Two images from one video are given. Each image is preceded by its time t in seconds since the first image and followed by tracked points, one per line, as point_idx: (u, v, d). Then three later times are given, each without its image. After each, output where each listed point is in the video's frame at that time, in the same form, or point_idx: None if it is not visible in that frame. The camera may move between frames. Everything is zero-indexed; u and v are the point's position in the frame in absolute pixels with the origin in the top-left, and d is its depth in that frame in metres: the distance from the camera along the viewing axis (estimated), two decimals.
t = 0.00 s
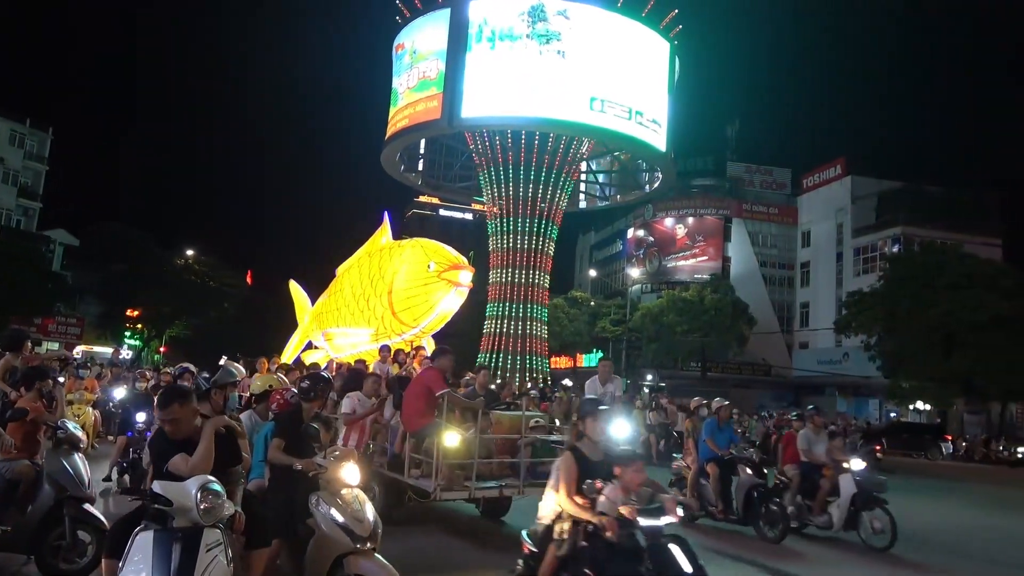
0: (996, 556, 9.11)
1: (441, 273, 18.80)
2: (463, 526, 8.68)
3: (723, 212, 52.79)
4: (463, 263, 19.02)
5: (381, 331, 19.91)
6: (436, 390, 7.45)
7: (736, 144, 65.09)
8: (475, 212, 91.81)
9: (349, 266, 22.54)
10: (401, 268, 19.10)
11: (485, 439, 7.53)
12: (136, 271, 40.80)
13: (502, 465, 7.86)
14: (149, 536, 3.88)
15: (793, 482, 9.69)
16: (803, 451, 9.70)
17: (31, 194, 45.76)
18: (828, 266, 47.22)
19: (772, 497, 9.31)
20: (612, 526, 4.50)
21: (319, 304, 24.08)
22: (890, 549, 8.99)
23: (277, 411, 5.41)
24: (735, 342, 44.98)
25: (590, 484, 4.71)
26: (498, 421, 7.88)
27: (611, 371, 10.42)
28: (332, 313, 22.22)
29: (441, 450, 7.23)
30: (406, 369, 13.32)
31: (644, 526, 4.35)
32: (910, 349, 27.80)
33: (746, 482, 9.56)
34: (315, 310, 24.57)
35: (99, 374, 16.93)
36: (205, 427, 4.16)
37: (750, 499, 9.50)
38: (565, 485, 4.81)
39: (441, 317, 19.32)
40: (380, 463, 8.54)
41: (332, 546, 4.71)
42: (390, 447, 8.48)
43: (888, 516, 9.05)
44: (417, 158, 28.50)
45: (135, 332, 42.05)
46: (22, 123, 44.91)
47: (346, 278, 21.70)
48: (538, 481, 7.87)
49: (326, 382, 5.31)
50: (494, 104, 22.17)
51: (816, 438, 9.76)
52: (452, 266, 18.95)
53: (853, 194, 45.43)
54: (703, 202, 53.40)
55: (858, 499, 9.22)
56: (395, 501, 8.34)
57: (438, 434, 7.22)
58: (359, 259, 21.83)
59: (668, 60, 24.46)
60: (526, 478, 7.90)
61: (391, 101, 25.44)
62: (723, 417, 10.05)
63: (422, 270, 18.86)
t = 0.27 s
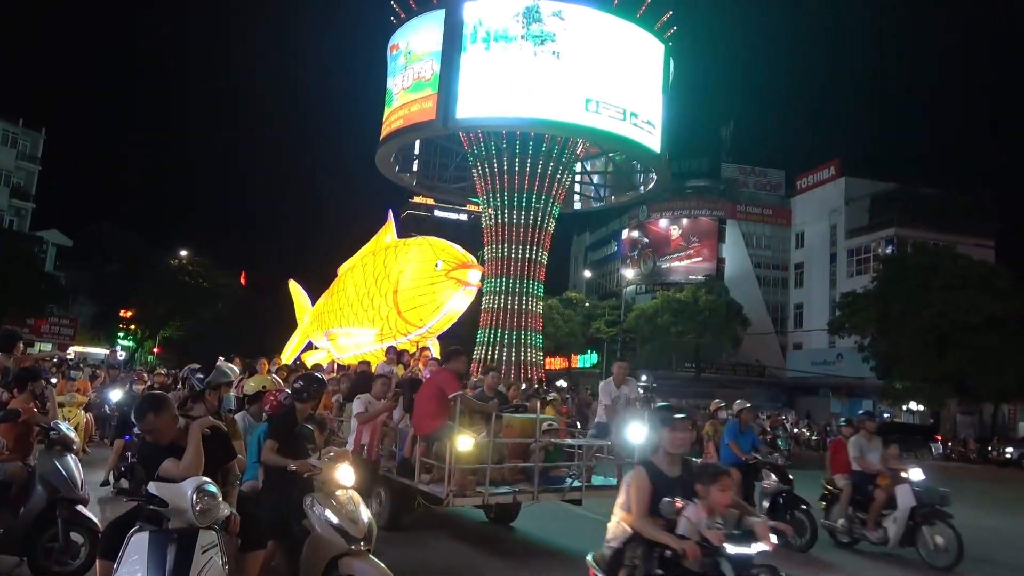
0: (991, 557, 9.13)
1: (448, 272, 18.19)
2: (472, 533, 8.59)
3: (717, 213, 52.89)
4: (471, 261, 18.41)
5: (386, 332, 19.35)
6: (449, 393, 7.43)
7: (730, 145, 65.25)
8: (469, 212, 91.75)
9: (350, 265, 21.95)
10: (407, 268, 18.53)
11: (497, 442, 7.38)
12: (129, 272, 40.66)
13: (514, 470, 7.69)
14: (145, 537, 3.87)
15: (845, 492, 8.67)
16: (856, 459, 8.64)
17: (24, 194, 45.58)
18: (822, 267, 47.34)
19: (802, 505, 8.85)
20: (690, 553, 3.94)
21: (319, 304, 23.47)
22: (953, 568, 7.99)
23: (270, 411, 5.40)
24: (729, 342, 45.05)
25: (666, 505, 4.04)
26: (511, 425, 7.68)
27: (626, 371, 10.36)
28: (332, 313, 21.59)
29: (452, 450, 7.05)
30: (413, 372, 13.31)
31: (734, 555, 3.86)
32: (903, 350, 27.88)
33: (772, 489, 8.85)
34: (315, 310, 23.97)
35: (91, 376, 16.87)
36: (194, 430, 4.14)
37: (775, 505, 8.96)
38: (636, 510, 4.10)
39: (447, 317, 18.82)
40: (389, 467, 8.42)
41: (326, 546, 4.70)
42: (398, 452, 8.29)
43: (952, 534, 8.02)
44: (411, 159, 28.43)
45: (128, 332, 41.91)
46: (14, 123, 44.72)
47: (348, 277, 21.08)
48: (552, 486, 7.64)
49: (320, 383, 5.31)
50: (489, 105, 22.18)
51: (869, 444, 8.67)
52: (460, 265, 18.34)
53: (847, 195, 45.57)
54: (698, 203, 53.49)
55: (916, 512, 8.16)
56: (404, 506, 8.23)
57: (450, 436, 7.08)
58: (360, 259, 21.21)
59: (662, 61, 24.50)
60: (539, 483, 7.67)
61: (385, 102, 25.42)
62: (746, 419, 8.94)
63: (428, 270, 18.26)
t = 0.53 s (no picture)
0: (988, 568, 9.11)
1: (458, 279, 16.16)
2: (478, 548, 8.55)
3: (712, 222, 53.02)
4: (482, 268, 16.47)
5: (391, 342, 17.31)
6: (463, 404, 7.31)
7: (724, 154, 65.49)
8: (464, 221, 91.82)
9: (354, 270, 20.20)
10: (412, 271, 16.50)
11: (513, 455, 7.29)
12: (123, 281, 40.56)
13: (528, 484, 7.62)
14: (137, 548, 3.87)
15: (908, 513, 7.49)
16: (921, 476, 7.52)
17: (18, 204, 45.48)
18: (816, 276, 47.45)
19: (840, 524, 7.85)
20: None
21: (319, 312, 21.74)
22: None
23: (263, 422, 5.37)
24: (724, 351, 45.07)
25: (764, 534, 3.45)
26: (525, 438, 7.61)
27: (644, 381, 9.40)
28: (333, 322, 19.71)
29: (468, 465, 6.94)
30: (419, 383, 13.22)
31: None
32: (897, 359, 27.94)
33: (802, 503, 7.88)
34: (315, 319, 22.27)
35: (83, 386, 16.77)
36: (185, 441, 4.12)
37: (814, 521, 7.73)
38: (725, 541, 3.48)
39: (456, 325, 16.88)
40: (400, 481, 8.38)
41: (321, 557, 4.67)
42: (409, 465, 8.26)
43: None
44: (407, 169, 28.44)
45: (122, 342, 41.74)
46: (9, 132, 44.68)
47: (350, 283, 19.23)
48: (568, 501, 7.53)
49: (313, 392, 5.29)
50: (484, 115, 22.23)
51: (936, 460, 7.58)
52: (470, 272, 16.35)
53: (841, 205, 45.74)
54: (692, 212, 53.64)
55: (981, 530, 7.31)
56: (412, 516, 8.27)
57: (466, 450, 6.95)
58: (364, 264, 19.40)
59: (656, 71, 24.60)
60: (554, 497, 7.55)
61: (381, 112, 25.46)
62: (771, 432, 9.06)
63: (435, 274, 16.20)
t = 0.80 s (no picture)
0: None
1: (465, 289, 15.63)
2: (486, 565, 8.46)
3: (706, 232, 53.18)
4: (491, 275, 15.93)
5: (397, 351, 16.85)
6: (479, 417, 6.94)
7: (719, 165, 65.76)
8: (460, 232, 91.98)
9: (359, 276, 19.74)
10: (419, 279, 16.05)
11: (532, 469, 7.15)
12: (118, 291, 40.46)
13: (542, 499, 7.54)
14: (131, 561, 3.89)
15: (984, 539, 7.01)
16: (999, 496, 6.94)
17: (12, 215, 45.40)
18: (811, 287, 47.58)
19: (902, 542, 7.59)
20: None
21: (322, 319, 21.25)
22: None
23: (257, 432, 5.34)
24: (719, 362, 45.13)
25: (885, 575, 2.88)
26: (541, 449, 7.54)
27: (661, 392, 9.34)
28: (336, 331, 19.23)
29: (483, 478, 6.75)
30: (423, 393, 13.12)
31: None
32: (891, 370, 28.01)
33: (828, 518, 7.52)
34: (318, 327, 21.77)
35: (77, 398, 16.71)
36: (182, 453, 4.11)
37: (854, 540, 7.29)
38: None
39: (463, 334, 16.42)
40: (411, 496, 8.09)
41: (315, 569, 4.67)
42: (419, 479, 8.06)
43: None
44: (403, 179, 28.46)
45: (116, 353, 41.64)
46: (3, 143, 44.63)
47: (354, 290, 18.78)
48: (585, 517, 7.45)
49: (307, 403, 5.30)
50: (479, 125, 22.30)
51: (1015, 478, 7.03)
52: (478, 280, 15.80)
53: (835, 215, 45.94)
54: (687, 223, 53.81)
55: None
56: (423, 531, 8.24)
57: (482, 464, 6.76)
58: (369, 271, 18.94)
59: (651, 82, 24.72)
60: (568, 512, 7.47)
61: (376, 123, 25.53)
62: (799, 443, 8.44)
63: (443, 282, 15.74)
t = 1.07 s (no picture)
0: None
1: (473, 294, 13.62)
2: None
3: (701, 240, 53.28)
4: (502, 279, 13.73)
5: (403, 360, 14.99)
6: (495, 425, 6.81)
7: (713, 173, 65.97)
8: (455, 240, 92.02)
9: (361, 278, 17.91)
10: (426, 282, 14.15)
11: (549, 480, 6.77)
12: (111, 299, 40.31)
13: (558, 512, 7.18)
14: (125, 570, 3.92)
15: None
16: None
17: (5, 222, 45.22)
18: (805, 294, 47.69)
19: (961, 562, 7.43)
20: None
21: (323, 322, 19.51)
22: None
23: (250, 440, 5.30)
24: (714, 369, 45.16)
25: None
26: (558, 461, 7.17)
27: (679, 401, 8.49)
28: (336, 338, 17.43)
29: (499, 491, 6.29)
30: (430, 401, 13.06)
31: None
32: (886, 378, 28.06)
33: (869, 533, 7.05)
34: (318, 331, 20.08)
35: (71, 406, 16.62)
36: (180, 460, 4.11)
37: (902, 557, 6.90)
38: None
39: (474, 342, 14.47)
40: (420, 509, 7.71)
41: None
42: (430, 491, 7.66)
43: None
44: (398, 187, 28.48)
45: (109, 361, 41.46)
46: None
47: (356, 294, 16.94)
48: (604, 530, 7.00)
49: (304, 412, 5.36)
50: (475, 133, 22.36)
51: None
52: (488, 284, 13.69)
53: (829, 223, 46.10)
54: (682, 230, 53.91)
55: None
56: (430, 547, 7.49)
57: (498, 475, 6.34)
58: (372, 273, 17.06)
59: (645, 91, 24.81)
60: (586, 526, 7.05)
61: (372, 130, 25.55)
62: (829, 454, 7.54)
63: (452, 286, 13.79)
